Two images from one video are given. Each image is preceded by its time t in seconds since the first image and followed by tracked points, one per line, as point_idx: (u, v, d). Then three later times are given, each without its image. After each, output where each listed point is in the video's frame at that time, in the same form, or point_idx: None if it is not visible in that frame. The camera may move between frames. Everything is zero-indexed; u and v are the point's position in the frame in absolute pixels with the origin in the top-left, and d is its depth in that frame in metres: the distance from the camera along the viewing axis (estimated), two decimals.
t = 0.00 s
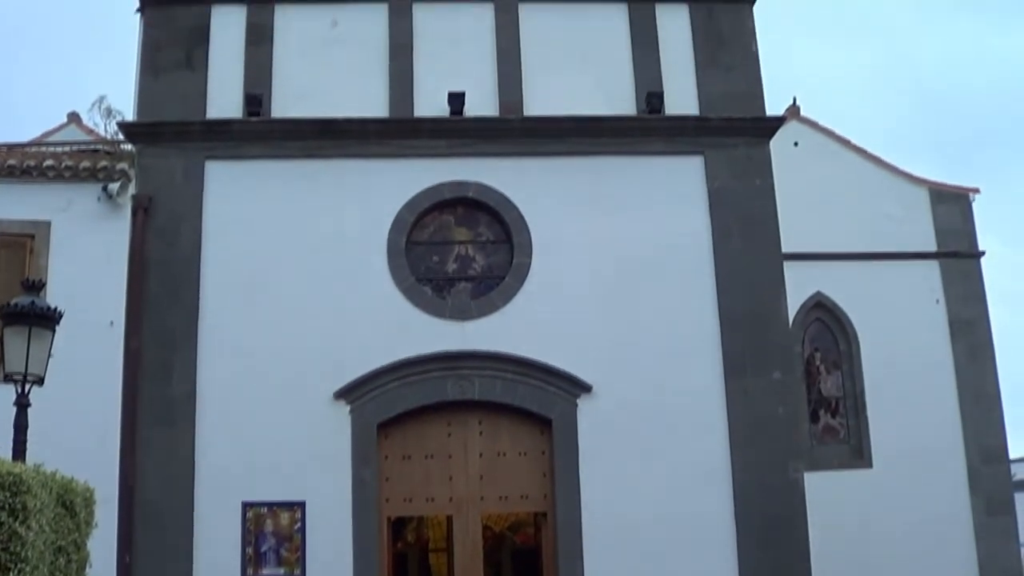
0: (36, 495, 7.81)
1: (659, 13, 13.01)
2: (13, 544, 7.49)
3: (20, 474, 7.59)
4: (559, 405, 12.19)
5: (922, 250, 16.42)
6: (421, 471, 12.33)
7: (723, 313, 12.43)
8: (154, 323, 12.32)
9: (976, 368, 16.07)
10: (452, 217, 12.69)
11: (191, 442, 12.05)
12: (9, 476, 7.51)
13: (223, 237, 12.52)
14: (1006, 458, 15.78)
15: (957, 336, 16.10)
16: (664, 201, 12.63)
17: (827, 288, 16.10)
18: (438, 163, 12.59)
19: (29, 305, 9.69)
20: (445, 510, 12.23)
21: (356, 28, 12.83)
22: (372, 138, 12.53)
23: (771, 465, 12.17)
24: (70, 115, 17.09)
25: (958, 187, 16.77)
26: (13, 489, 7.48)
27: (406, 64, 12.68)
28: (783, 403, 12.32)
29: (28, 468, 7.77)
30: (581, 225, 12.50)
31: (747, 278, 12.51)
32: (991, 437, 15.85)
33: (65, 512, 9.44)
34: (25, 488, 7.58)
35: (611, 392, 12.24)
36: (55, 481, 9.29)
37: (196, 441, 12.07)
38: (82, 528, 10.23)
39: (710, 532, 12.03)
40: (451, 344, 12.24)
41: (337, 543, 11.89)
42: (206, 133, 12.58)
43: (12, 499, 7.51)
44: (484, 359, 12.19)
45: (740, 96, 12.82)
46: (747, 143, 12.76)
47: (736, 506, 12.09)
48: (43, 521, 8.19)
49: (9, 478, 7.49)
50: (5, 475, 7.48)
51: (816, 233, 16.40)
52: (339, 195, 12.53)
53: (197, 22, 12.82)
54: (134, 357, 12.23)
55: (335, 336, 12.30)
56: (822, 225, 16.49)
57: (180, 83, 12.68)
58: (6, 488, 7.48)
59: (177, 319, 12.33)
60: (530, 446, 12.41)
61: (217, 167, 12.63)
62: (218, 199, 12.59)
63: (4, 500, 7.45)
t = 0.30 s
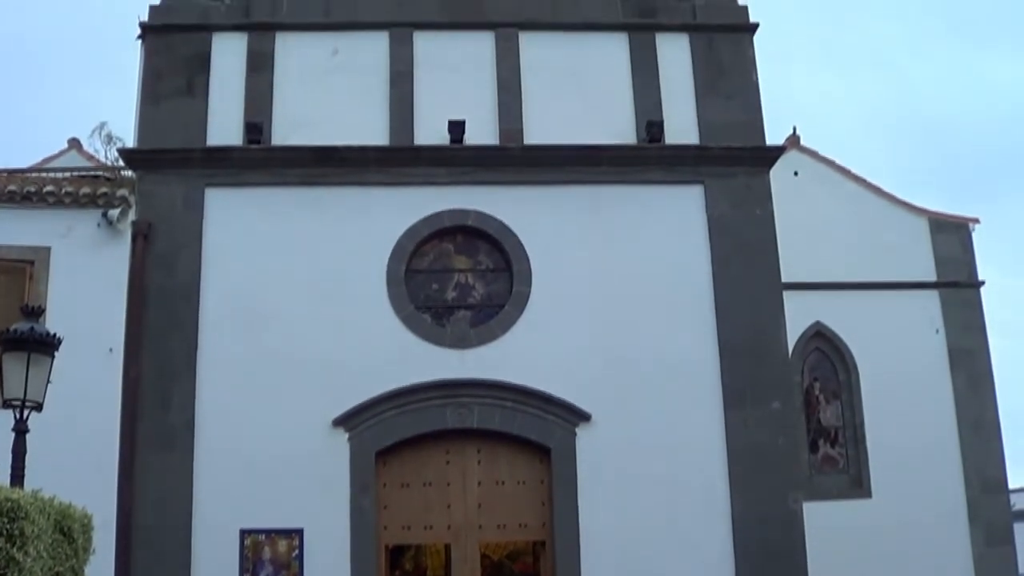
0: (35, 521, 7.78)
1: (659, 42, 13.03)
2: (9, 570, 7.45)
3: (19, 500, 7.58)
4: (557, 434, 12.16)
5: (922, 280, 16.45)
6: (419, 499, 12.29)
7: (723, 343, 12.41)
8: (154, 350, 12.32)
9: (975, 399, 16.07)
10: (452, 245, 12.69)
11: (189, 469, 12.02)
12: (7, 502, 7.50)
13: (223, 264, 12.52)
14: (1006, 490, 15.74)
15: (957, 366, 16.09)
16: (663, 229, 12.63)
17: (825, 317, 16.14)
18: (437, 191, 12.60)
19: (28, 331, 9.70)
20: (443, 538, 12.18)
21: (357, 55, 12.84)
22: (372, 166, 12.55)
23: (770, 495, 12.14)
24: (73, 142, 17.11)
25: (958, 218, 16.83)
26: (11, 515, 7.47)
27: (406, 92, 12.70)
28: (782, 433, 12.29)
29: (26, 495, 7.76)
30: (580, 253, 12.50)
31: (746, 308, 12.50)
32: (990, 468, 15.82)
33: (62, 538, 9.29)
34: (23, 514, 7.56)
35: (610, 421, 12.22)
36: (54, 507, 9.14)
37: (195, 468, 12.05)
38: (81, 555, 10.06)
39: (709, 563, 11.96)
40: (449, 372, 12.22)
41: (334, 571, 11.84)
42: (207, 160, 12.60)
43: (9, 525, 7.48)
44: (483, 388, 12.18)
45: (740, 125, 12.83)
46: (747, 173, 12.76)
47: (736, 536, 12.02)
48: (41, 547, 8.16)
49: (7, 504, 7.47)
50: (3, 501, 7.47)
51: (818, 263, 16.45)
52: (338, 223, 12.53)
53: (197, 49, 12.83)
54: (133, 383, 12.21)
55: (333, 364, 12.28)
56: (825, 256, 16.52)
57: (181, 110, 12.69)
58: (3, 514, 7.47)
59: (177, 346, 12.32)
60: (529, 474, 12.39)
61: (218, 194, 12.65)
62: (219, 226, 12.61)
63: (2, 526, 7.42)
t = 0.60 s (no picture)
0: (36, 547, 7.73)
1: (663, 70, 13.04)
2: None
3: (20, 525, 7.54)
4: (559, 462, 12.13)
5: (926, 307, 16.46)
6: (422, 527, 12.23)
7: (727, 371, 12.39)
8: (158, 376, 12.22)
9: (979, 427, 16.08)
10: (456, 271, 12.67)
11: (191, 496, 11.92)
12: (9, 527, 7.46)
13: (227, 290, 12.47)
14: (1009, 518, 15.79)
15: (961, 394, 16.12)
16: (667, 257, 12.61)
17: (829, 343, 16.15)
18: (441, 219, 12.60)
19: (31, 355, 9.67)
20: (446, 566, 12.09)
21: (361, 82, 12.85)
22: (376, 194, 12.55)
23: (774, 524, 12.07)
24: (77, 168, 17.16)
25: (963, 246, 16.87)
26: (13, 540, 7.42)
27: (411, 120, 12.72)
28: (786, 462, 12.24)
29: (28, 520, 7.72)
30: (584, 281, 12.49)
31: (750, 336, 12.48)
32: (994, 496, 15.83)
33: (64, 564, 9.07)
34: (25, 540, 7.51)
35: (614, 450, 12.17)
36: (54, 532, 8.94)
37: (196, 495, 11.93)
38: None
39: None
40: (452, 400, 12.19)
41: None
42: (211, 186, 12.58)
43: (11, 551, 7.43)
44: (486, 415, 12.16)
45: (744, 154, 12.83)
46: (751, 202, 12.77)
47: (740, 566, 11.95)
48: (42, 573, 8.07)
49: (9, 529, 7.43)
50: (5, 526, 7.42)
51: (823, 293, 16.52)
52: (342, 250, 12.51)
53: (202, 75, 12.82)
54: (136, 409, 12.14)
55: (336, 391, 12.24)
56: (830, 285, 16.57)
57: (185, 136, 12.67)
58: (5, 539, 7.42)
59: (180, 372, 12.24)
60: (532, 502, 12.33)
61: (222, 221, 12.62)
62: (223, 252, 12.57)
63: (4, 552, 7.37)
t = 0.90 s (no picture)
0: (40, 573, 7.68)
1: (668, 95, 13.05)
2: None
3: (24, 550, 7.51)
4: (564, 487, 12.08)
5: (931, 331, 16.47)
6: (426, 552, 12.09)
7: (732, 396, 12.35)
8: (162, 402, 12.11)
9: (985, 450, 16.03)
10: (460, 296, 12.64)
11: (195, 523, 11.79)
12: (13, 552, 7.42)
13: (231, 314, 12.39)
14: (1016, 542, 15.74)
15: (967, 422, 16.09)
16: (673, 282, 12.59)
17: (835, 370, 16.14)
18: (446, 243, 12.58)
19: (36, 381, 9.64)
20: None
21: (366, 107, 12.86)
22: (381, 219, 12.54)
23: (779, 549, 12.01)
24: (81, 192, 17.03)
25: (968, 270, 16.87)
26: (17, 566, 7.38)
27: (415, 144, 12.72)
28: (792, 486, 12.18)
29: (32, 545, 7.68)
30: (590, 306, 12.47)
31: (755, 361, 12.46)
32: (1000, 520, 15.80)
33: None
34: (29, 565, 7.47)
35: (620, 476, 12.12)
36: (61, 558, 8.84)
37: (200, 520, 11.81)
38: None
39: None
40: (457, 425, 12.14)
41: None
42: (216, 211, 12.54)
43: None
44: (491, 440, 12.10)
45: (749, 178, 12.83)
46: (756, 226, 12.76)
47: None
48: None
49: (13, 554, 7.39)
50: (9, 551, 7.39)
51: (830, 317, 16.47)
52: (347, 274, 12.48)
53: (208, 100, 12.83)
54: (140, 434, 12.00)
55: (340, 415, 12.16)
56: (836, 309, 16.56)
57: (190, 161, 12.66)
58: (9, 565, 7.37)
59: (185, 397, 12.13)
60: (537, 527, 12.21)
61: (228, 246, 12.56)
62: (228, 277, 12.49)
63: None
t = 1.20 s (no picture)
0: None
1: (674, 121, 13.06)
2: None
3: None
4: (572, 514, 11.98)
5: (939, 357, 16.44)
6: None
7: (740, 423, 12.31)
8: (169, 429, 12.03)
9: (993, 475, 15.99)
10: (468, 323, 12.59)
11: (201, 551, 11.70)
12: None
13: (237, 341, 12.35)
14: None
15: (975, 447, 16.04)
16: (680, 309, 12.58)
17: (843, 396, 16.24)
18: (453, 270, 12.56)
19: (43, 409, 9.57)
20: None
21: (373, 134, 12.88)
22: (388, 246, 12.54)
23: None
24: (91, 220, 17.17)
25: (976, 295, 16.83)
26: None
27: (422, 172, 12.73)
28: (800, 513, 12.07)
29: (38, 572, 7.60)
30: (597, 334, 12.45)
31: (763, 389, 12.41)
32: (1009, 545, 15.75)
33: None
34: None
35: (628, 504, 12.03)
36: None
37: (206, 548, 11.71)
38: None
39: None
40: (463, 452, 12.07)
41: None
42: (223, 238, 12.53)
43: None
44: (499, 468, 12.04)
45: (755, 205, 12.82)
46: (763, 253, 12.75)
47: None
48: None
49: None
50: None
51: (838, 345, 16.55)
52: (354, 302, 12.46)
53: (215, 127, 12.84)
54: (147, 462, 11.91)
55: (347, 442, 12.08)
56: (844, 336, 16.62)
57: (197, 188, 12.67)
58: None
59: (192, 424, 12.07)
60: (544, 555, 12.08)
61: (235, 273, 12.53)
62: (235, 304, 12.45)
63: None
